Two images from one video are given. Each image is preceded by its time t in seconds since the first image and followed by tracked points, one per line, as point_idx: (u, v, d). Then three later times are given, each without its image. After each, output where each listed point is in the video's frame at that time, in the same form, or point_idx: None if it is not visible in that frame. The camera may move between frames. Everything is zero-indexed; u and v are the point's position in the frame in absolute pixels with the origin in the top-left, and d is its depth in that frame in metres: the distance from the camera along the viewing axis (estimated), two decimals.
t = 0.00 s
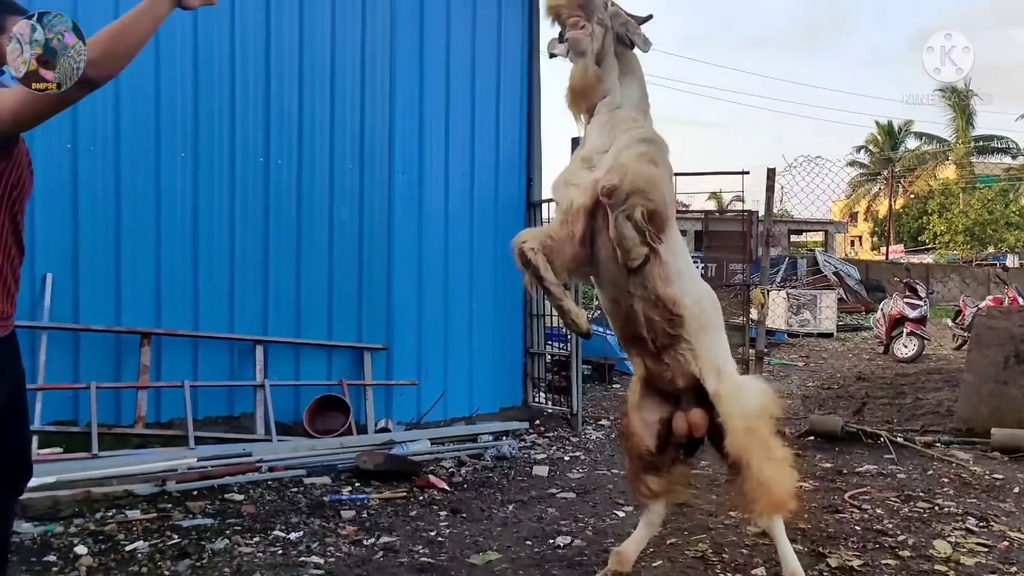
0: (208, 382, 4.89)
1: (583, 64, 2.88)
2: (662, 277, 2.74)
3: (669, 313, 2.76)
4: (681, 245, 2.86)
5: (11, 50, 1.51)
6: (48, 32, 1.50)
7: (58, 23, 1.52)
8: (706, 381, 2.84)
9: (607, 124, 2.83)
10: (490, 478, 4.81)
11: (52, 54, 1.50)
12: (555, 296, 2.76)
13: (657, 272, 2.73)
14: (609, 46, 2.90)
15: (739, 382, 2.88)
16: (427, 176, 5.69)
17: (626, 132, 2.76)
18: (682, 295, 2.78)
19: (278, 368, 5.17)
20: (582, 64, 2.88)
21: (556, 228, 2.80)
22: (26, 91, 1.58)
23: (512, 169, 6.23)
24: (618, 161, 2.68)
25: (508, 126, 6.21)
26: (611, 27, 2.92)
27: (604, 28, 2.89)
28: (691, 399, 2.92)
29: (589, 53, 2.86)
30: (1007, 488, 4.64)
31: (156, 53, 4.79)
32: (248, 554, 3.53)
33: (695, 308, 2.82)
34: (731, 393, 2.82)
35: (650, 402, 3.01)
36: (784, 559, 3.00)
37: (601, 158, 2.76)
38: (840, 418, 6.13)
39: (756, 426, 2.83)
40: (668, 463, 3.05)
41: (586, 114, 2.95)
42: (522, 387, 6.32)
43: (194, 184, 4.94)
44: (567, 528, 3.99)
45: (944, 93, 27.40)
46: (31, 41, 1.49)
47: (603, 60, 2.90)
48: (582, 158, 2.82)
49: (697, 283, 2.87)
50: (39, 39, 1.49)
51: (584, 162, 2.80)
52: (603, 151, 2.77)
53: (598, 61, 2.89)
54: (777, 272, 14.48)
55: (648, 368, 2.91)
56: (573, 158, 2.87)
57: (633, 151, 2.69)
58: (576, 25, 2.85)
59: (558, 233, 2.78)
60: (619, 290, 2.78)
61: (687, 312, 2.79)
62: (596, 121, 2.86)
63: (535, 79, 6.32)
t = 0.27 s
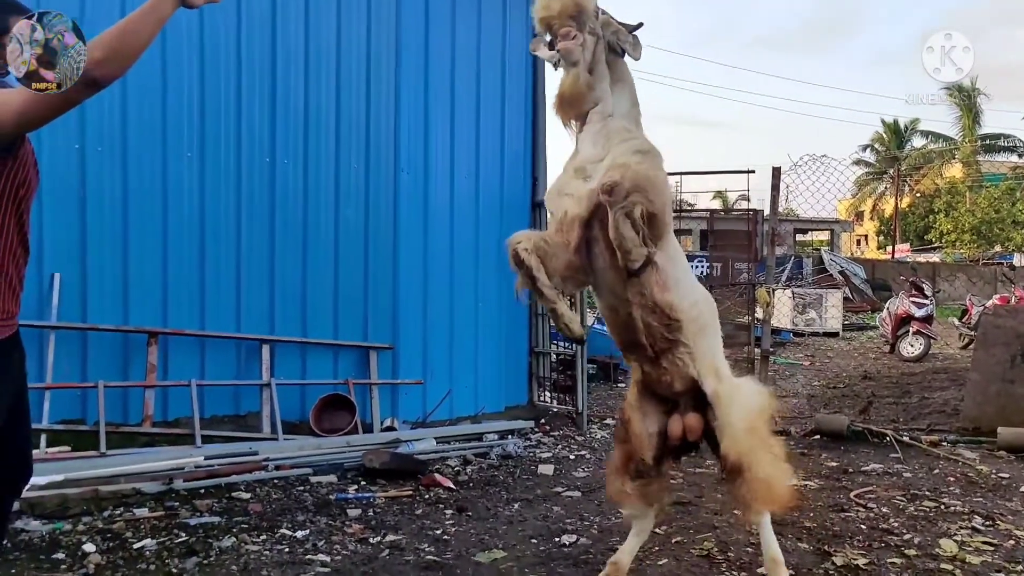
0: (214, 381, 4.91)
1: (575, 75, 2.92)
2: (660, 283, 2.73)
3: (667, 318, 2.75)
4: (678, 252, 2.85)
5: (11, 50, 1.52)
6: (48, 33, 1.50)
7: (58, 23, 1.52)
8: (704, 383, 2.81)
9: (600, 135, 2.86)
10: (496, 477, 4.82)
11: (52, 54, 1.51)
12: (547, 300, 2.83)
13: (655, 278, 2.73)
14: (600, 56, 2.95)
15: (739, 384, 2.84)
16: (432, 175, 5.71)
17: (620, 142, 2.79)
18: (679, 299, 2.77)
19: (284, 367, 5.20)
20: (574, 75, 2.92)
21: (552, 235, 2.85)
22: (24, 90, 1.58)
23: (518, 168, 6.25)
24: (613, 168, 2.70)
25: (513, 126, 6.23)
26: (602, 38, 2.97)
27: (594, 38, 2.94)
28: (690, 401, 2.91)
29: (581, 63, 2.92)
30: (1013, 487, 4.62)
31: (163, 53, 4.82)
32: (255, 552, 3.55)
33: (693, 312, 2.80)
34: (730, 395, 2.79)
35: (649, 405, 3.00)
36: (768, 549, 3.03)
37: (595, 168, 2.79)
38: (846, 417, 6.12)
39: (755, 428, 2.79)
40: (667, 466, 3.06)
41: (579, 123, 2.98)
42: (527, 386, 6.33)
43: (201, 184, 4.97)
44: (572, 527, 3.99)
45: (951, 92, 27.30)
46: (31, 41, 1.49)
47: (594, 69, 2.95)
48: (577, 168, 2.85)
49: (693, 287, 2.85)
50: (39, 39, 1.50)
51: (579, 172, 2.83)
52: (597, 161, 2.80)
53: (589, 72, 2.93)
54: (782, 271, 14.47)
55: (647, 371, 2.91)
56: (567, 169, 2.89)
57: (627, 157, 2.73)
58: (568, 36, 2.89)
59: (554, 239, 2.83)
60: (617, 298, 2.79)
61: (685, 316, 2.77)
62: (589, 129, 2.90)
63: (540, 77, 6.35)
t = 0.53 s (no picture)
0: (223, 381, 4.93)
1: (569, 88, 2.88)
2: (660, 292, 2.70)
3: (668, 327, 2.71)
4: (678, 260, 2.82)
5: (13, 50, 1.59)
6: (48, 33, 1.56)
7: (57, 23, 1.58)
8: (702, 390, 2.77)
9: (594, 148, 2.83)
10: (503, 476, 4.83)
11: (53, 54, 1.57)
12: (542, 308, 2.88)
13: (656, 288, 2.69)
14: (594, 68, 2.89)
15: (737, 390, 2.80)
16: (439, 176, 5.72)
17: (616, 156, 2.76)
18: (680, 307, 2.73)
19: (292, 367, 5.22)
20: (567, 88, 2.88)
21: (550, 246, 2.83)
22: (26, 88, 1.66)
23: (524, 169, 6.26)
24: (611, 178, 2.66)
25: (520, 125, 6.24)
26: (595, 47, 2.92)
27: (588, 49, 2.88)
28: (689, 408, 2.87)
29: (575, 76, 2.87)
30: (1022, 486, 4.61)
31: (171, 55, 4.85)
32: (264, 551, 3.57)
33: (693, 319, 2.76)
34: (726, 401, 2.75)
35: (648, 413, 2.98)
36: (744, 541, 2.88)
37: (592, 182, 2.76)
38: (853, 416, 6.11)
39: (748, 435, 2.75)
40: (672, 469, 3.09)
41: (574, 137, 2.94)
42: (534, 386, 6.34)
43: (210, 185, 4.99)
44: (580, 526, 4.00)
45: (958, 90, 27.19)
46: (31, 41, 1.56)
47: (588, 81, 2.89)
48: (573, 182, 2.81)
49: (693, 294, 2.81)
50: (41, 41, 1.56)
51: (575, 186, 2.80)
52: (593, 175, 2.76)
53: (584, 84, 2.88)
54: (789, 270, 14.46)
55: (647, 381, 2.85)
56: (563, 183, 2.86)
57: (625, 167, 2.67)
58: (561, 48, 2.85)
59: (551, 251, 2.81)
60: (618, 310, 2.75)
61: (686, 323, 2.73)
62: (584, 142, 2.85)
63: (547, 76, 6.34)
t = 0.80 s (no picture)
0: (232, 379, 4.96)
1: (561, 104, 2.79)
2: (657, 301, 2.68)
3: (665, 336, 2.71)
4: (675, 268, 2.79)
5: (13, 50, 1.67)
6: (48, 33, 1.65)
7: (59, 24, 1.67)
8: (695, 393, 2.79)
9: (591, 161, 2.72)
10: (510, 473, 4.84)
11: (53, 53, 1.66)
12: (541, 321, 2.71)
13: (653, 297, 2.68)
14: (586, 80, 2.81)
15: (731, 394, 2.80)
16: (445, 174, 5.74)
17: (613, 167, 2.66)
18: (678, 315, 2.72)
19: (299, 365, 5.24)
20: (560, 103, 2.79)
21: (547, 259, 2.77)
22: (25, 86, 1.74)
23: (530, 166, 6.27)
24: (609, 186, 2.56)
25: (525, 123, 6.26)
26: (586, 60, 2.83)
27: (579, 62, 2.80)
28: (686, 413, 2.89)
29: (567, 90, 2.78)
30: None
31: (178, 55, 4.88)
32: (273, 546, 3.60)
33: (690, 325, 2.76)
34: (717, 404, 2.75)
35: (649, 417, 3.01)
36: (722, 545, 2.86)
37: (590, 195, 2.66)
38: (861, 413, 6.10)
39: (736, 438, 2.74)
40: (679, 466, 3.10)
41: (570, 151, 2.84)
42: (541, 383, 6.34)
43: (217, 184, 5.01)
44: (587, 522, 4.01)
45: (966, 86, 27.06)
46: (31, 41, 1.65)
47: (581, 94, 2.81)
48: (572, 197, 2.71)
49: (690, 301, 2.79)
50: (42, 41, 1.65)
51: (573, 201, 2.70)
52: (591, 187, 2.66)
53: (577, 98, 2.80)
54: (796, 267, 14.43)
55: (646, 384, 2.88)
56: (561, 198, 2.75)
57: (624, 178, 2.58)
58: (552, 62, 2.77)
59: (548, 263, 2.75)
60: (617, 321, 2.75)
61: (683, 331, 2.73)
62: (580, 154, 2.75)
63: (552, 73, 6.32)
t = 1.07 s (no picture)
0: (241, 370, 4.99)
1: (557, 114, 2.77)
2: (654, 307, 2.71)
3: (662, 340, 2.74)
4: (672, 271, 2.82)
5: (10, 48, 1.76)
6: (48, 32, 1.75)
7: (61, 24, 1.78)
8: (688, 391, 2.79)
9: (589, 170, 2.72)
10: (518, 464, 4.86)
11: (54, 53, 1.76)
12: (541, 333, 2.78)
13: (651, 304, 2.71)
14: (580, 87, 2.79)
15: (726, 392, 2.77)
16: (453, 167, 5.74)
17: (612, 175, 2.65)
18: (674, 318, 2.75)
19: (308, 356, 5.26)
20: (555, 114, 2.77)
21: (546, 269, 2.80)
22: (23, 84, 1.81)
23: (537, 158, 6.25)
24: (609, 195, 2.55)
25: (533, 116, 6.26)
26: (579, 67, 2.81)
27: (572, 71, 2.78)
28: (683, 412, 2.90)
29: (561, 101, 2.76)
30: None
31: (187, 49, 4.90)
32: (283, 535, 3.63)
33: (687, 324, 2.76)
34: (708, 401, 2.74)
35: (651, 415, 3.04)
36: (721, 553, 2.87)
37: (590, 206, 2.66)
38: (869, 405, 6.09)
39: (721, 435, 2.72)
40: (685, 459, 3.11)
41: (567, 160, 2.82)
42: (548, 376, 6.34)
43: (225, 178, 5.03)
44: (595, 513, 4.03)
45: (977, 77, 26.86)
46: (32, 41, 1.74)
47: (576, 104, 2.80)
48: (571, 207, 2.71)
49: (688, 301, 2.81)
50: (41, 40, 1.75)
51: (573, 211, 2.71)
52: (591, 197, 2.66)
53: (571, 107, 2.79)
54: (805, 259, 14.38)
55: (646, 382, 2.93)
56: (561, 208, 2.75)
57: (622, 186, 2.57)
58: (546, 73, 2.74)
59: (548, 273, 2.79)
60: (617, 327, 2.81)
61: (680, 333, 2.75)
62: (577, 166, 2.76)
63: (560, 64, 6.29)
